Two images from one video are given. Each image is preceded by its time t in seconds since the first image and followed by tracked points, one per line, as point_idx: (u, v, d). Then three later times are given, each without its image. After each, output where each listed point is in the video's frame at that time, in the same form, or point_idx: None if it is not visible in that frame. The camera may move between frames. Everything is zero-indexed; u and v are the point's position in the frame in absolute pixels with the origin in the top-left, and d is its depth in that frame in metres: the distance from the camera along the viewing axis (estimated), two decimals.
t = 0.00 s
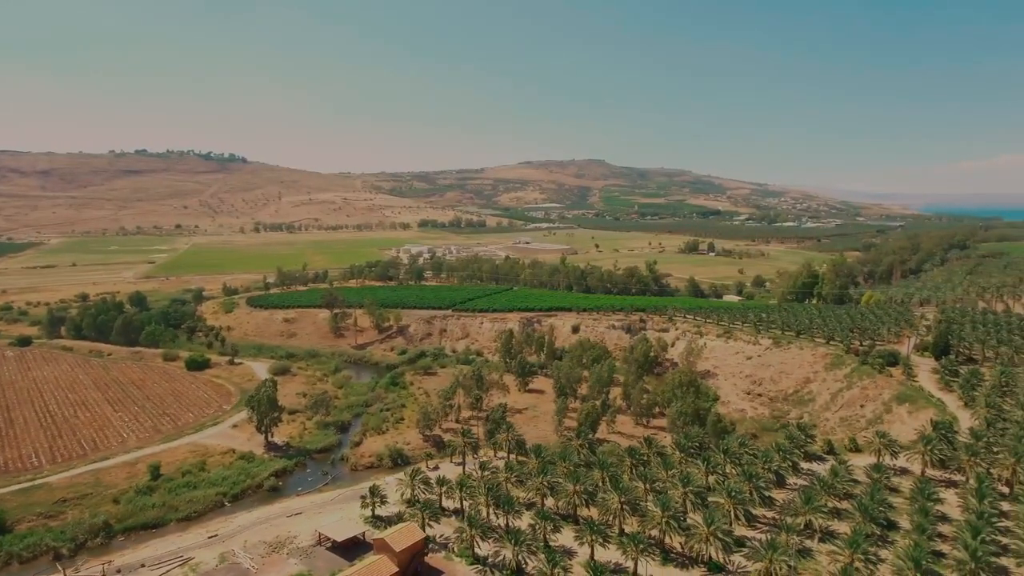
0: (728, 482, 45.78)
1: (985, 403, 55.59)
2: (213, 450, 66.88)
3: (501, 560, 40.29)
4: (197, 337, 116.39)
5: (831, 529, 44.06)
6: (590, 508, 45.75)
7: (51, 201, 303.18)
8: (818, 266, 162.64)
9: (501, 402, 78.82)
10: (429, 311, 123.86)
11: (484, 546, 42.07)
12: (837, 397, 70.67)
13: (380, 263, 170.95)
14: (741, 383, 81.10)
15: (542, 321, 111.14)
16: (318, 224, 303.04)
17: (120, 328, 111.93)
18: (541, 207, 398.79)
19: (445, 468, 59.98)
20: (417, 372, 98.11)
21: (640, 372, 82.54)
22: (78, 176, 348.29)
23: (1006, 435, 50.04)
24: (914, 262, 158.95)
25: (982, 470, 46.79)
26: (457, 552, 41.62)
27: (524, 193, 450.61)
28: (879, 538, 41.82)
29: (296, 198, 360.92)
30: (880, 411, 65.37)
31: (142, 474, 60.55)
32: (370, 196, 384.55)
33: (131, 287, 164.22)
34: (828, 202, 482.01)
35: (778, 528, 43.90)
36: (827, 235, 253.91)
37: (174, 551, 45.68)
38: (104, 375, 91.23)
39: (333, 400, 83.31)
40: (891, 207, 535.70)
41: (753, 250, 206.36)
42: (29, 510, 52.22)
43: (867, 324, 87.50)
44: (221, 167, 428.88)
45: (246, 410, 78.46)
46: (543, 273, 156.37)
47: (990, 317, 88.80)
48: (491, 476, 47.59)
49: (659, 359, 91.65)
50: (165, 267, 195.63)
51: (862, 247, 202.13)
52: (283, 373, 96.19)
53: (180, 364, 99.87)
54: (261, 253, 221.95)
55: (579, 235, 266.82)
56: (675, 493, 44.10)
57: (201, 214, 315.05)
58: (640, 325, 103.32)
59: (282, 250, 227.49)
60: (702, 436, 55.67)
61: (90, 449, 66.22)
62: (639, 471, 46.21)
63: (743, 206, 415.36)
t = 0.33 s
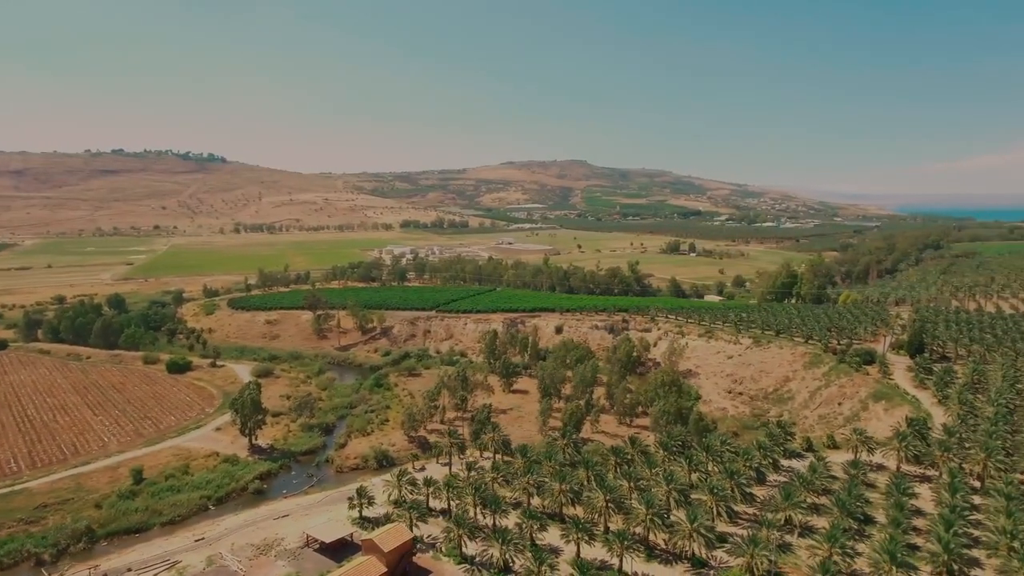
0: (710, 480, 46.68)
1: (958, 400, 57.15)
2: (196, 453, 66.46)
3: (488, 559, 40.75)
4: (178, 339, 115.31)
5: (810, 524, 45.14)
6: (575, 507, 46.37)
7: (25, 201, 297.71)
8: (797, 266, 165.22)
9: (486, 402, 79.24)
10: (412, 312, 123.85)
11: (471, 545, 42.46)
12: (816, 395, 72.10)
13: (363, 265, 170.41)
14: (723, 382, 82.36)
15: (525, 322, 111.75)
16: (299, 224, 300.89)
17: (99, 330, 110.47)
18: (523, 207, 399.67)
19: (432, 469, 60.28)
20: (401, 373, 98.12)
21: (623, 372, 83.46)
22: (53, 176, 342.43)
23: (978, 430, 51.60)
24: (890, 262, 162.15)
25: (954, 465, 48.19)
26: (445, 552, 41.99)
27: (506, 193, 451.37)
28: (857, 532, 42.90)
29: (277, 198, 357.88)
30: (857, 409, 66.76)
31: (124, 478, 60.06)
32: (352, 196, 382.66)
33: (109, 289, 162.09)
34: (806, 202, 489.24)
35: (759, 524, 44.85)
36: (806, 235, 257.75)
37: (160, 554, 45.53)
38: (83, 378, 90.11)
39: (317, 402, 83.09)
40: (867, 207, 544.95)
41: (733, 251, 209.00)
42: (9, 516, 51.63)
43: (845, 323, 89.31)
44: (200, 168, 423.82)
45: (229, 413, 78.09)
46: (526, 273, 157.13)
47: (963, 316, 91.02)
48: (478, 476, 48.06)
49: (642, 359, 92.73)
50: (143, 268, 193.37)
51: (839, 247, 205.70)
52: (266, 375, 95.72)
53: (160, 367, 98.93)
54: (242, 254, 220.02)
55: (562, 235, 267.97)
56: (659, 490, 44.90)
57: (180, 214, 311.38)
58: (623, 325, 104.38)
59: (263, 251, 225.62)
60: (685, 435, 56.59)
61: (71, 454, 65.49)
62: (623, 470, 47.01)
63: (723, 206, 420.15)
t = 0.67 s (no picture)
0: (691, 477, 47.55)
1: (931, 397, 58.70)
2: (178, 457, 66.01)
3: (475, 558, 41.22)
4: (158, 342, 114.07)
5: (789, 519, 46.14)
6: (560, 505, 46.94)
7: None
8: (776, 266, 167.60)
9: (470, 403, 79.64)
10: (395, 313, 123.67)
11: (458, 545, 42.87)
12: (794, 393, 73.47)
13: (345, 265, 169.71)
14: (704, 381, 83.60)
15: (509, 323, 112.27)
16: (280, 225, 298.50)
17: (76, 333, 108.95)
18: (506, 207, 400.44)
19: (417, 469, 60.52)
20: (385, 374, 98.11)
21: (606, 372, 84.30)
22: (27, 176, 336.10)
23: (950, 426, 53.10)
24: (866, 262, 165.15)
25: (927, 460, 49.53)
26: (432, 551, 42.35)
27: (488, 193, 451.59)
28: (834, 526, 44.01)
29: (257, 198, 354.49)
30: (835, 406, 68.20)
31: (105, 482, 59.51)
32: (334, 196, 380.37)
33: (87, 291, 159.76)
34: (785, 203, 495.87)
35: (740, 520, 45.78)
36: (785, 235, 261.43)
37: (145, 559, 45.36)
38: (61, 382, 88.87)
39: (300, 404, 82.84)
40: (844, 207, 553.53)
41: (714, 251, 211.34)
42: None
43: (822, 322, 91.05)
44: (179, 167, 418.32)
45: (212, 415, 77.56)
46: (509, 274, 157.64)
47: (936, 314, 93.33)
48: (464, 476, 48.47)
49: (624, 359, 93.78)
50: (121, 269, 190.74)
51: (817, 248, 209.05)
52: (248, 377, 95.18)
53: (140, 370, 97.85)
54: (222, 255, 217.79)
55: (544, 236, 268.78)
56: (642, 488, 45.67)
57: (158, 215, 307.24)
58: (605, 325, 105.34)
59: (243, 251, 223.55)
60: (667, 434, 57.47)
61: (50, 458, 64.71)
62: (607, 469, 47.70)
63: (704, 206, 424.41)
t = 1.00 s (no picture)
0: (675, 475, 48.32)
1: (906, 395, 60.19)
2: (161, 460, 65.52)
3: (462, 557, 41.61)
4: (138, 345, 112.79)
5: (770, 515, 47.13)
6: (546, 504, 47.49)
7: None
8: (755, 266, 169.94)
9: (455, 404, 79.98)
10: (379, 314, 123.55)
11: (445, 544, 43.20)
12: (774, 391, 74.84)
13: (327, 266, 168.88)
14: (686, 380, 84.70)
15: (493, 324, 112.74)
16: (261, 226, 295.90)
17: (54, 336, 107.36)
18: (489, 208, 400.78)
19: (403, 470, 60.74)
20: (370, 376, 98.00)
21: (590, 372, 85.09)
22: None
23: (924, 423, 54.58)
24: (844, 262, 167.95)
25: (903, 456, 50.78)
26: (420, 551, 42.62)
27: (471, 194, 451.51)
28: (813, 522, 45.05)
29: (237, 199, 350.84)
30: (813, 404, 69.55)
31: (87, 487, 58.94)
32: (315, 197, 377.73)
33: (64, 293, 157.32)
34: (764, 203, 501.88)
35: (722, 516, 46.63)
36: (764, 235, 264.78)
37: (130, 563, 45.14)
38: (39, 386, 87.58)
39: (284, 407, 82.55)
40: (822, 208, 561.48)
41: (695, 251, 213.50)
42: None
43: (801, 321, 92.76)
44: (157, 167, 412.59)
45: (194, 418, 77.05)
46: (493, 274, 157.97)
47: (911, 313, 95.47)
48: (450, 477, 48.82)
49: (608, 359, 94.76)
50: (98, 271, 187.87)
51: (796, 248, 212.20)
52: (231, 380, 94.56)
53: (120, 373, 96.72)
54: (201, 256, 215.46)
55: (527, 236, 269.30)
56: (626, 486, 46.34)
57: (135, 215, 302.86)
58: (589, 325, 106.25)
59: (223, 253, 221.18)
60: (650, 433, 58.23)
61: (29, 463, 63.89)
62: (592, 468, 48.40)
63: (684, 207, 428.26)
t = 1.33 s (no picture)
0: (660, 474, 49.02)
1: (885, 393, 61.49)
2: (146, 464, 65.11)
3: (451, 556, 42.00)
4: (120, 347, 111.61)
5: (753, 512, 48.03)
6: (534, 504, 47.98)
7: None
8: (738, 266, 171.81)
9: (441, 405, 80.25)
10: (364, 315, 123.41)
11: (434, 544, 43.55)
12: (757, 390, 76.02)
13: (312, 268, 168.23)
14: (670, 380, 85.71)
15: (478, 325, 113.13)
16: (243, 226, 293.44)
17: (34, 339, 105.89)
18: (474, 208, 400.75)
19: (390, 472, 60.95)
20: (356, 377, 97.90)
21: (575, 372, 85.75)
22: None
23: (902, 420, 55.88)
24: (824, 262, 170.32)
25: (881, 453, 52.06)
26: (409, 552, 42.95)
27: (455, 194, 451.15)
28: (794, 518, 46.00)
29: (219, 199, 347.53)
30: (795, 403, 70.75)
31: (70, 491, 58.46)
32: (298, 197, 375.25)
33: (42, 295, 155.08)
34: (747, 204, 506.94)
35: (707, 514, 47.41)
36: (747, 236, 267.65)
37: (117, 568, 44.97)
38: (19, 389, 86.46)
39: (270, 409, 82.32)
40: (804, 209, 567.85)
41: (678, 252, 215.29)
42: None
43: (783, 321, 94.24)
44: (137, 167, 407.33)
45: (179, 422, 76.56)
46: (478, 275, 158.17)
47: (890, 313, 97.30)
48: (438, 478, 49.15)
49: (593, 359, 95.65)
50: (77, 272, 185.25)
51: (778, 248, 214.96)
52: (216, 382, 94.02)
53: (102, 376, 95.69)
54: (183, 257, 213.38)
55: (512, 237, 269.80)
56: (612, 485, 46.95)
57: (115, 216, 298.80)
58: (574, 325, 107.05)
59: (205, 254, 219.13)
60: (635, 432, 58.97)
61: (11, 468, 63.23)
62: (578, 468, 49.03)
63: (668, 207, 431.46)
